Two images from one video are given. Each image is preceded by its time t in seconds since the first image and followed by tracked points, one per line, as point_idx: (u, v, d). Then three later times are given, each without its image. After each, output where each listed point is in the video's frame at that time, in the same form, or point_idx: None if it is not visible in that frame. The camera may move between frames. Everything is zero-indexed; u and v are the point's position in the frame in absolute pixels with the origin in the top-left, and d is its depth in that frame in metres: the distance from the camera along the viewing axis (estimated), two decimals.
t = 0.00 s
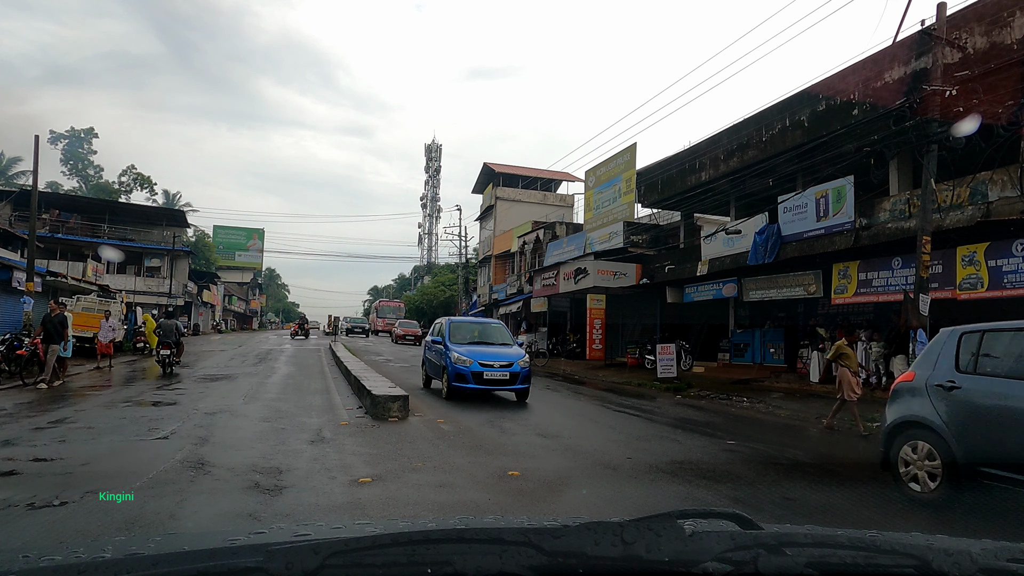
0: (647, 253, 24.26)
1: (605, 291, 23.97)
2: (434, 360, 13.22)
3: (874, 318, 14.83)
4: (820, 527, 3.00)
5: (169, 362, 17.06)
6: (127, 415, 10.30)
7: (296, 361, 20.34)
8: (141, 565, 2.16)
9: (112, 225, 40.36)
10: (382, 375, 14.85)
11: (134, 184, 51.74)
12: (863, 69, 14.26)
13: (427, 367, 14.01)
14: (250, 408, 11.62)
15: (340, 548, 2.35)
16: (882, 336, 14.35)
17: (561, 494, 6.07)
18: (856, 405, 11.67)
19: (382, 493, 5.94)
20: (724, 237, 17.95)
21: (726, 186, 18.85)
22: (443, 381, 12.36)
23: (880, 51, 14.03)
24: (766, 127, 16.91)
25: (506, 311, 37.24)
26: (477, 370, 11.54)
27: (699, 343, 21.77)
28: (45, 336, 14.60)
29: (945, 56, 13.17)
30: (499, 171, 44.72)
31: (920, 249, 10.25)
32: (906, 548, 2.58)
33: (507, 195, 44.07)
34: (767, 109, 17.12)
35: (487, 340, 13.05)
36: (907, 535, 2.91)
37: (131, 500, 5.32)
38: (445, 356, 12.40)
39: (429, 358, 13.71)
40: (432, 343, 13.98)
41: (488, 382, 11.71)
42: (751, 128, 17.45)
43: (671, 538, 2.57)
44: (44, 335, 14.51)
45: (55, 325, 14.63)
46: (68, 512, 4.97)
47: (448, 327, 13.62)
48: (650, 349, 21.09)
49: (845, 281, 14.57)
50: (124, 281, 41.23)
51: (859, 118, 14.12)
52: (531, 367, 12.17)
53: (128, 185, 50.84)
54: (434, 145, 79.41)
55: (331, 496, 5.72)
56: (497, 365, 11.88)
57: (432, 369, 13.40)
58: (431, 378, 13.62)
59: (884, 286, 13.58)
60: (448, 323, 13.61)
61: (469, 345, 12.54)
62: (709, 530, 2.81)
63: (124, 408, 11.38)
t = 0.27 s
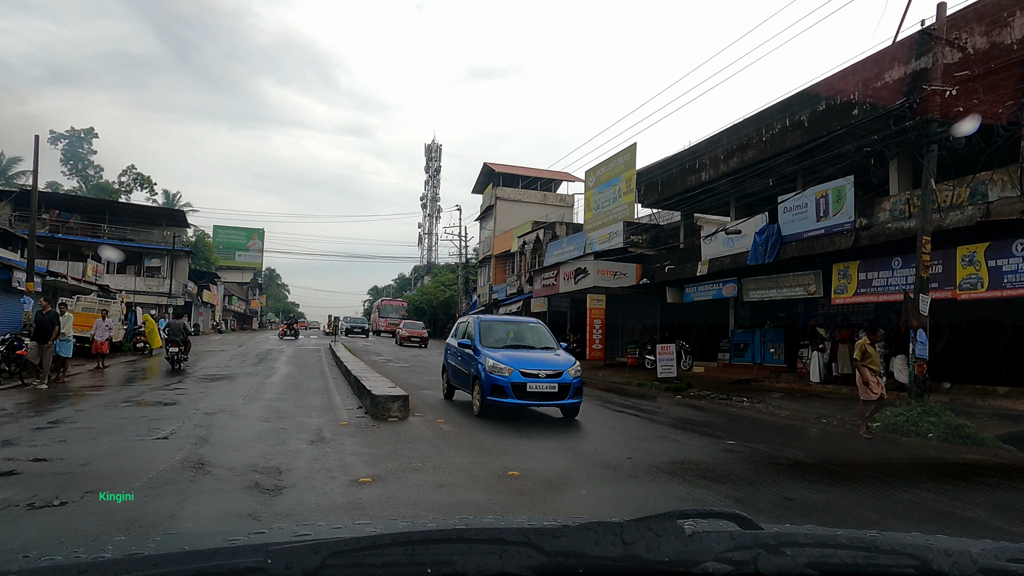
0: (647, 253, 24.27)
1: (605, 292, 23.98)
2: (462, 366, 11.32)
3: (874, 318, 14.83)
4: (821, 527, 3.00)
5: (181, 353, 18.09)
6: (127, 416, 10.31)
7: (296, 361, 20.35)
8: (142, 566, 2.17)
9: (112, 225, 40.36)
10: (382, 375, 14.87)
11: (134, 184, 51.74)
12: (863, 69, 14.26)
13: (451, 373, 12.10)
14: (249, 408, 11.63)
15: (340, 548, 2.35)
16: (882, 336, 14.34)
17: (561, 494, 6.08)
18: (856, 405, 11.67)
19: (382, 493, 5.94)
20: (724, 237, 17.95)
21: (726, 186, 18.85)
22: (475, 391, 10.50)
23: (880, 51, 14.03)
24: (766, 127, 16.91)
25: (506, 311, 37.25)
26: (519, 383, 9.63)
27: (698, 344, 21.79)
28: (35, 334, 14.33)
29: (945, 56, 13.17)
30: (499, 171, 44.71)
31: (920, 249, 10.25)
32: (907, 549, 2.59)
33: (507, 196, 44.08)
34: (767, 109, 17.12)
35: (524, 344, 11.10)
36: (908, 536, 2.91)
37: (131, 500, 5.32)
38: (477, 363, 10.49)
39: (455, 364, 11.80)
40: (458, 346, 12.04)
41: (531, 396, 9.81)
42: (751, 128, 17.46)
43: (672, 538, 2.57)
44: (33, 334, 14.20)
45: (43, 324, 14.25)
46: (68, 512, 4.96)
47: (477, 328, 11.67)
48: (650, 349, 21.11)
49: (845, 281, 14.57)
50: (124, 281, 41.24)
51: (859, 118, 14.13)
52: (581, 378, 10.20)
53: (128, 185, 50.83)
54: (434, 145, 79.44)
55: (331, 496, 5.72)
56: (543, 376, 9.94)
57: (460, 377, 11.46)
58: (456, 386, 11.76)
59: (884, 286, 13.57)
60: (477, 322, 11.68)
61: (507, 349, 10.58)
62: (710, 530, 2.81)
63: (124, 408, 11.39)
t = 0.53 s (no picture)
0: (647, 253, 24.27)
1: (605, 292, 23.99)
2: (506, 377, 9.20)
3: (874, 318, 14.83)
4: (821, 527, 2.99)
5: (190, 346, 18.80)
6: (127, 415, 10.31)
7: (296, 361, 20.35)
8: (141, 566, 2.17)
9: (112, 225, 40.35)
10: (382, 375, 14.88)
11: (134, 184, 51.71)
12: (863, 69, 14.26)
13: (489, 384, 10.09)
14: (250, 408, 11.64)
15: (340, 549, 2.35)
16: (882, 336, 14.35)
17: (560, 494, 6.08)
18: (856, 405, 11.68)
19: (381, 493, 5.94)
20: (724, 237, 17.95)
21: (726, 186, 18.85)
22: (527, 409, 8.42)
23: (880, 51, 14.03)
24: (766, 127, 16.91)
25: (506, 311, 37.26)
26: (587, 401, 7.50)
27: (698, 344, 21.81)
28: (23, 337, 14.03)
29: (945, 56, 13.17)
30: (499, 171, 44.70)
31: (920, 249, 10.25)
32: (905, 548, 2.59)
33: (507, 196, 44.07)
34: (767, 109, 17.12)
35: (586, 351, 8.91)
36: (908, 536, 2.90)
37: (132, 500, 5.32)
38: (528, 374, 8.42)
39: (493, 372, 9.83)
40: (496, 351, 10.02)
41: (605, 420, 7.58)
42: (751, 128, 17.46)
43: (672, 538, 2.57)
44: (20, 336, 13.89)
45: (32, 326, 13.91)
46: (67, 512, 4.96)
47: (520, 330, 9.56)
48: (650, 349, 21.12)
49: (845, 282, 14.56)
50: (124, 281, 41.23)
51: (859, 118, 14.13)
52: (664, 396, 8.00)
53: (127, 184, 50.80)
54: (434, 146, 79.45)
55: (332, 496, 5.72)
56: (619, 393, 7.68)
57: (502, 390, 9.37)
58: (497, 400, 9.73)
59: (884, 286, 13.58)
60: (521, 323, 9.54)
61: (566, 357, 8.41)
62: (709, 531, 2.81)
63: (124, 408, 11.39)
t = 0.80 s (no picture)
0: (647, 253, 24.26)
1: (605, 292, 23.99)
2: (580, 393, 6.86)
3: (874, 318, 14.83)
4: (820, 528, 2.99)
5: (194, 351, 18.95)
6: (126, 415, 10.31)
7: (296, 361, 20.35)
8: (141, 566, 2.17)
9: (112, 225, 40.36)
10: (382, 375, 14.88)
11: (135, 184, 51.72)
12: (863, 69, 14.25)
13: (546, 399, 7.80)
14: (250, 408, 11.65)
15: (340, 549, 2.35)
16: (882, 336, 14.34)
17: (560, 494, 6.07)
18: (856, 405, 11.68)
19: (381, 493, 5.95)
20: (724, 237, 17.95)
21: (726, 186, 18.85)
22: (615, 439, 6.16)
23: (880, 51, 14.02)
24: (766, 127, 16.90)
25: (506, 311, 37.27)
26: (724, 440, 5.20)
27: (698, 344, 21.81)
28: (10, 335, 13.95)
29: (945, 56, 13.17)
30: (499, 171, 44.71)
31: (920, 249, 10.25)
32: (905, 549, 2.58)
33: (507, 196, 44.06)
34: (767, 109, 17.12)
35: (693, 360, 6.61)
36: (908, 537, 2.90)
37: (131, 500, 5.32)
38: (622, 394, 6.05)
39: (580, 395, 6.87)
40: (558, 356, 7.71)
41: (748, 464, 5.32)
42: (752, 128, 17.45)
43: (673, 538, 2.57)
44: (8, 334, 13.89)
45: (21, 322, 13.96)
46: (67, 512, 4.96)
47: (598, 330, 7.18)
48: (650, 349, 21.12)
49: (845, 282, 14.56)
50: (124, 280, 41.23)
51: (859, 118, 14.13)
52: (825, 430, 5.68)
53: (128, 185, 50.80)
54: (434, 146, 79.47)
55: (331, 497, 5.72)
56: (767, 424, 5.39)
57: (571, 411, 7.04)
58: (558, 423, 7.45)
59: (885, 286, 13.57)
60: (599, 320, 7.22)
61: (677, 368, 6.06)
62: (711, 530, 2.80)
63: (124, 408, 11.40)
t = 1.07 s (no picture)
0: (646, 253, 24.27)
1: (605, 292, 24.01)
2: (749, 436, 4.35)
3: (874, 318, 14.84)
4: (819, 528, 2.99)
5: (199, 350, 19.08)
6: (126, 415, 10.31)
7: (296, 361, 20.35)
8: (141, 566, 2.17)
9: (112, 225, 40.36)
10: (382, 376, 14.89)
11: (134, 184, 51.69)
12: (863, 69, 14.25)
13: (665, 435, 5.31)
14: (249, 408, 11.66)
15: (340, 549, 2.35)
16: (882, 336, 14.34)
17: (559, 494, 6.07)
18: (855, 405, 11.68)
19: (381, 493, 5.94)
20: (724, 237, 17.95)
21: (726, 186, 18.85)
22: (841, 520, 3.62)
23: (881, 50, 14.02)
24: (766, 127, 16.90)
25: (506, 311, 37.28)
26: None
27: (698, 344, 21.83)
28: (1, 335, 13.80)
29: (945, 56, 13.17)
30: (499, 171, 44.71)
31: (920, 249, 10.25)
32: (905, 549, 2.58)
33: (507, 196, 44.07)
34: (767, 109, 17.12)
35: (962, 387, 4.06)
36: (907, 537, 2.90)
37: (131, 500, 5.32)
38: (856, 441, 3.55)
39: (749, 441, 4.34)
40: (681, 374, 5.28)
41: None
42: (752, 128, 17.45)
43: (673, 538, 2.58)
44: None
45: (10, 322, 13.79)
46: (67, 512, 4.96)
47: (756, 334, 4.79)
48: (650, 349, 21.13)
49: (845, 281, 14.56)
50: (124, 280, 41.23)
51: (859, 117, 14.12)
52: None
53: (128, 184, 50.78)
54: (434, 146, 79.50)
55: (331, 496, 5.72)
56: None
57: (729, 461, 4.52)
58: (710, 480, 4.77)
59: (885, 286, 13.57)
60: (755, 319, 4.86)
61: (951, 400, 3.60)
62: (711, 530, 2.81)
63: (123, 408, 11.40)
